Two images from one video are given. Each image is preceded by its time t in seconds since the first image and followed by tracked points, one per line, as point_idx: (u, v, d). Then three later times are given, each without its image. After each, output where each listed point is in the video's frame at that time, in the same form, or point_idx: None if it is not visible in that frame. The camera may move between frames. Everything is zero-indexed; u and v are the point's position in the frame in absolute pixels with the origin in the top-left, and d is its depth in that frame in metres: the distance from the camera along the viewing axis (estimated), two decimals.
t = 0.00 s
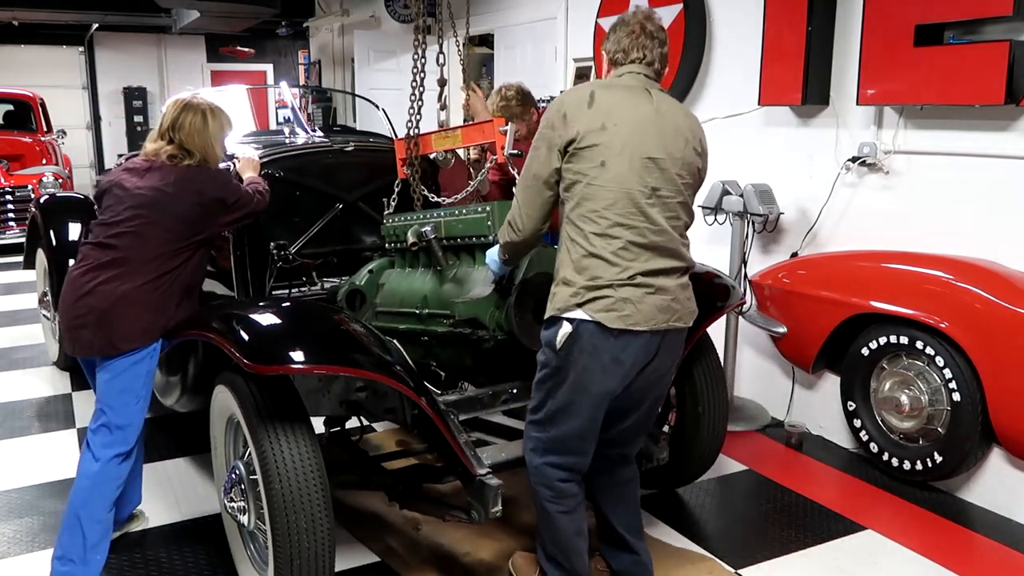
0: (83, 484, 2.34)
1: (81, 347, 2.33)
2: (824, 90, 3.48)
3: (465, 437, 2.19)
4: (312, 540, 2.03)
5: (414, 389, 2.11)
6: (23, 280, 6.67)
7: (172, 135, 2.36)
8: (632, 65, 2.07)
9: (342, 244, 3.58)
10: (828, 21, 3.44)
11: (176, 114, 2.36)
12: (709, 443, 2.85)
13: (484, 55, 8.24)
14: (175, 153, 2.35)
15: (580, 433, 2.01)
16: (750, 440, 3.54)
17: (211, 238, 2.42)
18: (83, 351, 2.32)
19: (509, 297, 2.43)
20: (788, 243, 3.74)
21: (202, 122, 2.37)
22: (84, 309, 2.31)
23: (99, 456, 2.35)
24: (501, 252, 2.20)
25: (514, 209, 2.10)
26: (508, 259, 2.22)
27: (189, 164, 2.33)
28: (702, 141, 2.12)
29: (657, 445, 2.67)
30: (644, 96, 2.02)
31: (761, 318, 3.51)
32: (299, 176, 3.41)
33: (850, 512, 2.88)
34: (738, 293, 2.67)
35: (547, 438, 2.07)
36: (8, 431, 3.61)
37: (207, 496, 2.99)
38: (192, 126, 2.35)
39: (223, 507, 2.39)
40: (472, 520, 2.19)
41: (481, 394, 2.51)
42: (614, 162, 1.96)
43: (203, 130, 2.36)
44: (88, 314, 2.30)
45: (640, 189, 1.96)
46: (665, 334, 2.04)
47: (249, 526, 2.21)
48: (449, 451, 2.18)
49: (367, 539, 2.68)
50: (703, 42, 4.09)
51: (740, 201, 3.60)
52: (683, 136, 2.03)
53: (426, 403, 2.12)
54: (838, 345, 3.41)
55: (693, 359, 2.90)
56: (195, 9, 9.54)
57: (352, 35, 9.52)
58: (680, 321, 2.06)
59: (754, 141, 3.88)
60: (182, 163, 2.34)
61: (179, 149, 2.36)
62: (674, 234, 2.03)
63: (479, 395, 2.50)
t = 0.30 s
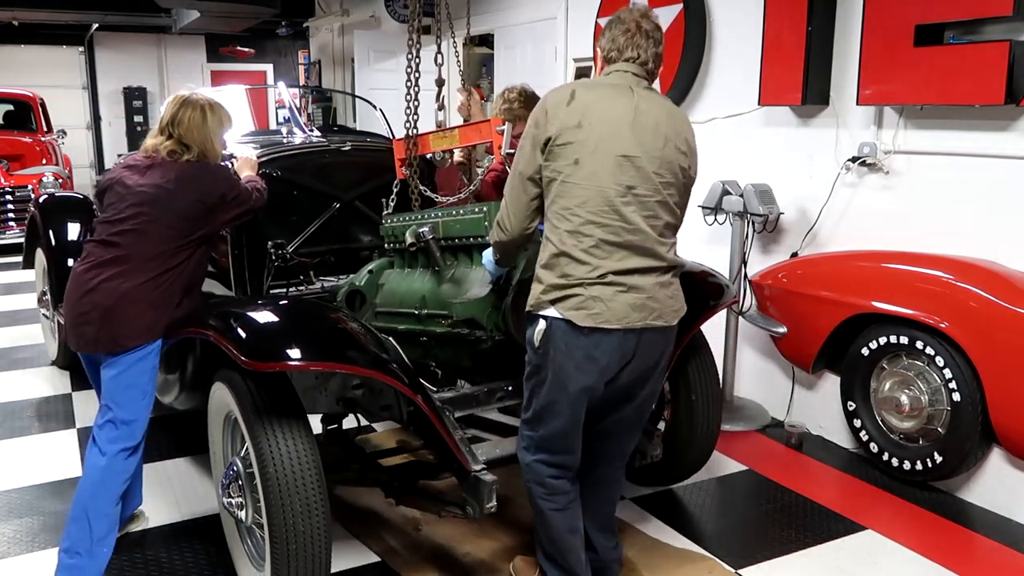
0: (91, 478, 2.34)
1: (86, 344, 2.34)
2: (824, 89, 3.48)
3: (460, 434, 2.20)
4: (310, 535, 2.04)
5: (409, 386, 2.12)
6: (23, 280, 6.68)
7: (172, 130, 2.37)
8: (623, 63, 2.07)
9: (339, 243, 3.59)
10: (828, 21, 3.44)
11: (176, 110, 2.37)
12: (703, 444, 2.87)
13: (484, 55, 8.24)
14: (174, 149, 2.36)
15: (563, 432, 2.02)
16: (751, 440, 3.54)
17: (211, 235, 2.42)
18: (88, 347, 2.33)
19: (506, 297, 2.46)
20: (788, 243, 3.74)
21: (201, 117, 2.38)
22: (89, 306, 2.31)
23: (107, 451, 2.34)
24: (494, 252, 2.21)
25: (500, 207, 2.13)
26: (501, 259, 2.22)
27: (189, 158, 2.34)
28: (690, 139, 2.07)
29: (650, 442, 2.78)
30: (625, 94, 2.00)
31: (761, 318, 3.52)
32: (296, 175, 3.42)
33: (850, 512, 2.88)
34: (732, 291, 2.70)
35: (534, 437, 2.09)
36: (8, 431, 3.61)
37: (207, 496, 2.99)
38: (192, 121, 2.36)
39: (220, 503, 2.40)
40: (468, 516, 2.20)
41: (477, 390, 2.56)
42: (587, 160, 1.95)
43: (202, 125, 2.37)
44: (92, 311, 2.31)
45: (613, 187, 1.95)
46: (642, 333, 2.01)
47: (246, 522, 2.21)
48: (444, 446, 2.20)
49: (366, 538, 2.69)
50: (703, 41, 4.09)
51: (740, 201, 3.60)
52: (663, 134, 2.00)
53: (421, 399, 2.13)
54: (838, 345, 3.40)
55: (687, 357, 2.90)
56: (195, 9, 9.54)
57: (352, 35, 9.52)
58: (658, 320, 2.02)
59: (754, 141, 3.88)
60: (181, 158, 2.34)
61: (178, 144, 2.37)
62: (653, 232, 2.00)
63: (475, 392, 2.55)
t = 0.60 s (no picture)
0: (90, 477, 2.34)
1: (84, 344, 2.34)
2: (824, 89, 3.48)
3: (457, 431, 2.21)
4: (308, 532, 2.04)
5: (407, 383, 2.12)
6: (24, 280, 6.68)
7: (168, 130, 2.37)
8: (618, 55, 2.07)
9: (338, 242, 3.59)
10: (828, 21, 3.44)
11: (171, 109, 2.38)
12: (698, 443, 2.88)
13: (484, 55, 8.25)
14: (170, 148, 2.36)
15: (562, 426, 2.02)
16: (751, 440, 3.54)
17: (208, 234, 2.42)
18: (86, 347, 2.33)
19: (500, 298, 2.48)
20: (788, 243, 3.74)
21: (197, 117, 2.38)
22: (87, 306, 2.31)
23: (105, 450, 2.34)
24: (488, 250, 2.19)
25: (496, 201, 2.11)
26: (497, 260, 2.22)
27: (185, 157, 2.34)
28: (683, 131, 2.09)
29: (649, 441, 2.71)
30: (621, 88, 2.00)
31: (761, 317, 3.52)
32: (294, 175, 3.42)
33: (850, 512, 2.88)
34: (728, 292, 2.76)
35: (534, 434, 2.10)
36: (8, 431, 3.61)
37: (207, 496, 2.99)
38: (187, 121, 2.36)
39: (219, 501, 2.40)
40: (465, 513, 2.20)
41: (474, 390, 2.57)
42: (587, 153, 1.95)
43: (198, 124, 2.37)
44: (90, 311, 2.30)
45: (612, 180, 1.95)
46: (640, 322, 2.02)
47: (244, 519, 2.22)
48: (442, 445, 2.20)
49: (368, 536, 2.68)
50: (703, 41, 4.09)
51: (741, 201, 3.60)
52: (659, 127, 2.01)
53: (418, 397, 2.13)
54: (838, 344, 3.40)
55: (684, 355, 2.92)
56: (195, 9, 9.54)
57: (352, 35, 9.52)
58: (656, 309, 2.03)
59: (754, 141, 3.88)
60: (178, 157, 2.34)
61: (174, 143, 2.37)
62: (650, 222, 2.01)
63: (472, 391, 2.56)
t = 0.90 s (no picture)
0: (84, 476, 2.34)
1: (78, 341, 2.33)
2: (824, 89, 3.48)
3: (456, 431, 2.21)
4: (307, 530, 2.04)
5: (406, 383, 2.12)
6: (24, 280, 6.68)
7: (162, 128, 2.38)
8: (596, 52, 2.04)
9: (337, 242, 3.59)
10: (828, 20, 3.44)
11: (166, 107, 2.38)
12: (697, 442, 2.88)
13: (484, 55, 8.25)
14: (164, 147, 2.37)
15: (560, 426, 2.02)
16: (751, 441, 3.54)
17: (202, 232, 2.43)
18: (79, 344, 2.32)
19: (492, 299, 2.50)
20: (788, 243, 3.74)
21: (192, 116, 2.38)
22: (81, 302, 2.31)
23: (99, 447, 2.34)
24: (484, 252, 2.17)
25: (492, 204, 2.08)
26: (492, 260, 2.20)
27: (178, 157, 2.35)
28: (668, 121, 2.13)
29: (645, 439, 2.68)
30: (612, 84, 2.00)
31: (761, 317, 3.52)
32: (293, 175, 3.42)
33: (850, 512, 2.88)
34: (726, 292, 2.77)
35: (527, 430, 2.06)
36: (8, 431, 3.61)
37: (207, 496, 2.99)
38: (181, 120, 2.36)
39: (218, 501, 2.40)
40: (463, 513, 2.22)
41: (473, 389, 2.59)
42: (588, 152, 1.95)
43: (193, 124, 2.37)
44: (84, 308, 2.30)
45: (615, 176, 1.96)
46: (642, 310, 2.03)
47: (245, 518, 2.21)
48: (441, 444, 2.20)
49: (368, 535, 2.68)
50: (703, 41, 4.09)
51: (741, 201, 3.60)
52: (650, 120, 2.04)
53: (417, 396, 2.13)
54: (838, 344, 3.40)
55: (682, 356, 2.93)
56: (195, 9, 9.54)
57: (352, 35, 9.51)
58: (658, 296, 2.05)
59: (754, 141, 3.88)
60: (171, 156, 2.36)
61: (169, 142, 2.38)
62: (649, 212, 2.04)
63: (471, 390, 2.57)
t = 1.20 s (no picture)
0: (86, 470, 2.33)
1: (71, 334, 2.33)
2: (824, 89, 3.48)
3: (456, 431, 2.21)
4: (306, 529, 2.04)
5: (406, 383, 2.12)
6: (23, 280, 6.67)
7: (148, 118, 2.37)
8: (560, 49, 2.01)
9: (337, 242, 3.58)
10: (828, 20, 3.44)
11: (153, 96, 2.37)
12: (698, 441, 2.88)
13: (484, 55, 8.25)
14: (151, 136, 2.37)
15: (554, 424, 2.02)
16: (752, 440, 3.54)
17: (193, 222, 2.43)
18: (73, 337, 2.32)
19: (485, 302, 2.50)
20: (788, 243, 3.74)
21: (178, 105, 2.37)
22: (73, 294, 2.31)
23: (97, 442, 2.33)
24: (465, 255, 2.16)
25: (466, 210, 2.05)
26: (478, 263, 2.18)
27: (166, 147, 2.35)
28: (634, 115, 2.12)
29: (645, 439, 2.53)
30: (577, 83, 1.98)
31: (761, 317, 3.52)
32: (293, 175, 3.42)
33: (850, 512, 2.88)
34: (724, 292, 2.80)
35: (515, 430, 2.06)
36: (8, 431, 3.61)
37: (206, 496, 2.99)
38: (168, 109, 2.35)
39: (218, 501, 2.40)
40: (464, 512, 2.22)
41: (474, 389, 2.63)
42: (560, 155, 1.93)
43: (180, 113, 2.36)
44: (76, 299, 2.31)
45: (586, 177, 1.96)
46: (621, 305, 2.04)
47: (244, 518, 2.21)
48: (441, 444, 2.20)
49: (368, 535, 2.68)
50: (703, 41, 4.09)
51: (740, 201, 3.60)
52: (617, 117, 2.03)
53: (417, 395, 2.13)
54: (838, 344, 3.40)
55: (681, 356, 2.93)
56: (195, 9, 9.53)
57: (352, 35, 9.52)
58: (635, 290, 2.05)
59: (754, 141, 3.88)
60: (159, 146, 2.36)
61: (155, 131, 2.38)
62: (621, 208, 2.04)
63: (472, 390, 2.62)
